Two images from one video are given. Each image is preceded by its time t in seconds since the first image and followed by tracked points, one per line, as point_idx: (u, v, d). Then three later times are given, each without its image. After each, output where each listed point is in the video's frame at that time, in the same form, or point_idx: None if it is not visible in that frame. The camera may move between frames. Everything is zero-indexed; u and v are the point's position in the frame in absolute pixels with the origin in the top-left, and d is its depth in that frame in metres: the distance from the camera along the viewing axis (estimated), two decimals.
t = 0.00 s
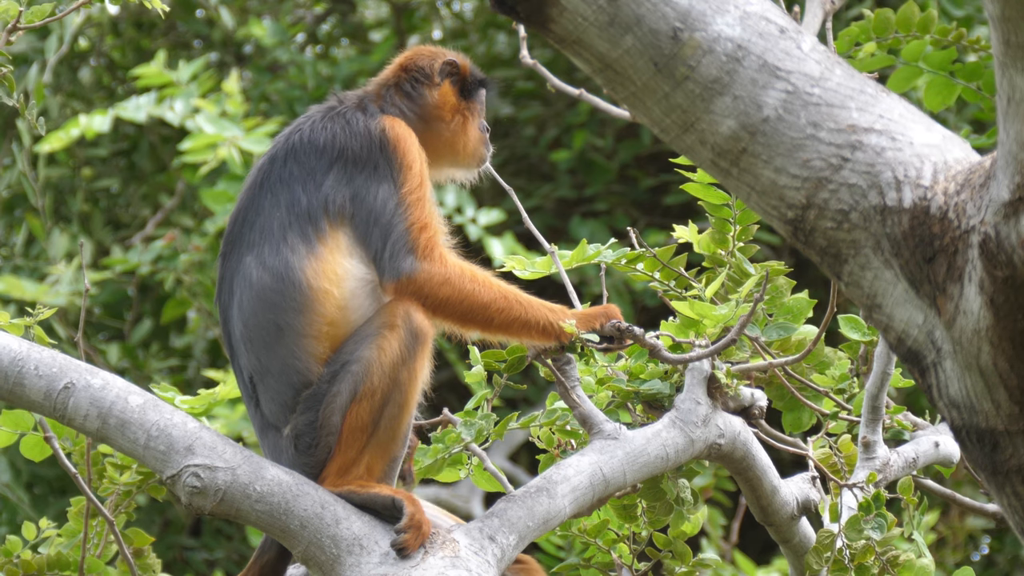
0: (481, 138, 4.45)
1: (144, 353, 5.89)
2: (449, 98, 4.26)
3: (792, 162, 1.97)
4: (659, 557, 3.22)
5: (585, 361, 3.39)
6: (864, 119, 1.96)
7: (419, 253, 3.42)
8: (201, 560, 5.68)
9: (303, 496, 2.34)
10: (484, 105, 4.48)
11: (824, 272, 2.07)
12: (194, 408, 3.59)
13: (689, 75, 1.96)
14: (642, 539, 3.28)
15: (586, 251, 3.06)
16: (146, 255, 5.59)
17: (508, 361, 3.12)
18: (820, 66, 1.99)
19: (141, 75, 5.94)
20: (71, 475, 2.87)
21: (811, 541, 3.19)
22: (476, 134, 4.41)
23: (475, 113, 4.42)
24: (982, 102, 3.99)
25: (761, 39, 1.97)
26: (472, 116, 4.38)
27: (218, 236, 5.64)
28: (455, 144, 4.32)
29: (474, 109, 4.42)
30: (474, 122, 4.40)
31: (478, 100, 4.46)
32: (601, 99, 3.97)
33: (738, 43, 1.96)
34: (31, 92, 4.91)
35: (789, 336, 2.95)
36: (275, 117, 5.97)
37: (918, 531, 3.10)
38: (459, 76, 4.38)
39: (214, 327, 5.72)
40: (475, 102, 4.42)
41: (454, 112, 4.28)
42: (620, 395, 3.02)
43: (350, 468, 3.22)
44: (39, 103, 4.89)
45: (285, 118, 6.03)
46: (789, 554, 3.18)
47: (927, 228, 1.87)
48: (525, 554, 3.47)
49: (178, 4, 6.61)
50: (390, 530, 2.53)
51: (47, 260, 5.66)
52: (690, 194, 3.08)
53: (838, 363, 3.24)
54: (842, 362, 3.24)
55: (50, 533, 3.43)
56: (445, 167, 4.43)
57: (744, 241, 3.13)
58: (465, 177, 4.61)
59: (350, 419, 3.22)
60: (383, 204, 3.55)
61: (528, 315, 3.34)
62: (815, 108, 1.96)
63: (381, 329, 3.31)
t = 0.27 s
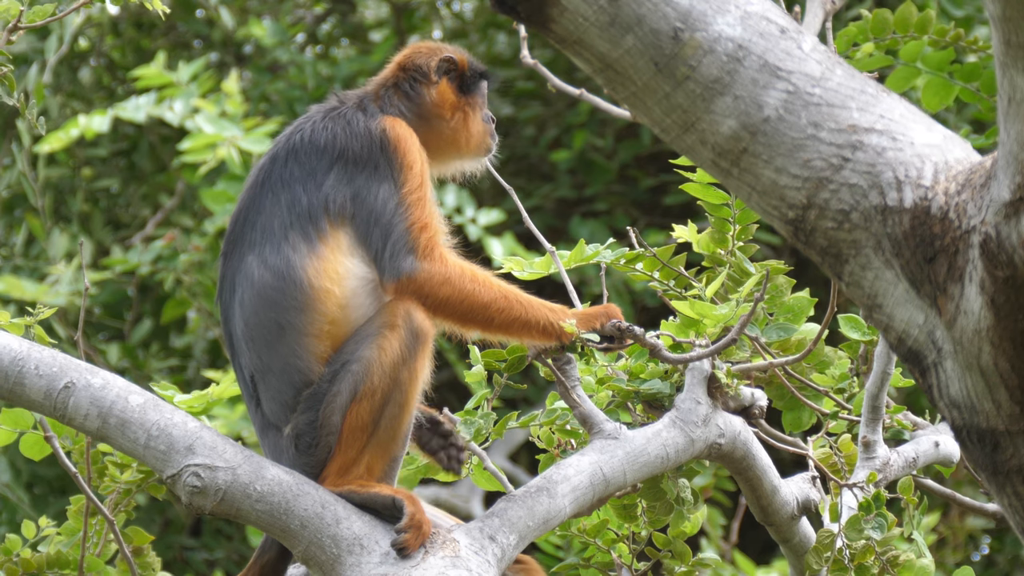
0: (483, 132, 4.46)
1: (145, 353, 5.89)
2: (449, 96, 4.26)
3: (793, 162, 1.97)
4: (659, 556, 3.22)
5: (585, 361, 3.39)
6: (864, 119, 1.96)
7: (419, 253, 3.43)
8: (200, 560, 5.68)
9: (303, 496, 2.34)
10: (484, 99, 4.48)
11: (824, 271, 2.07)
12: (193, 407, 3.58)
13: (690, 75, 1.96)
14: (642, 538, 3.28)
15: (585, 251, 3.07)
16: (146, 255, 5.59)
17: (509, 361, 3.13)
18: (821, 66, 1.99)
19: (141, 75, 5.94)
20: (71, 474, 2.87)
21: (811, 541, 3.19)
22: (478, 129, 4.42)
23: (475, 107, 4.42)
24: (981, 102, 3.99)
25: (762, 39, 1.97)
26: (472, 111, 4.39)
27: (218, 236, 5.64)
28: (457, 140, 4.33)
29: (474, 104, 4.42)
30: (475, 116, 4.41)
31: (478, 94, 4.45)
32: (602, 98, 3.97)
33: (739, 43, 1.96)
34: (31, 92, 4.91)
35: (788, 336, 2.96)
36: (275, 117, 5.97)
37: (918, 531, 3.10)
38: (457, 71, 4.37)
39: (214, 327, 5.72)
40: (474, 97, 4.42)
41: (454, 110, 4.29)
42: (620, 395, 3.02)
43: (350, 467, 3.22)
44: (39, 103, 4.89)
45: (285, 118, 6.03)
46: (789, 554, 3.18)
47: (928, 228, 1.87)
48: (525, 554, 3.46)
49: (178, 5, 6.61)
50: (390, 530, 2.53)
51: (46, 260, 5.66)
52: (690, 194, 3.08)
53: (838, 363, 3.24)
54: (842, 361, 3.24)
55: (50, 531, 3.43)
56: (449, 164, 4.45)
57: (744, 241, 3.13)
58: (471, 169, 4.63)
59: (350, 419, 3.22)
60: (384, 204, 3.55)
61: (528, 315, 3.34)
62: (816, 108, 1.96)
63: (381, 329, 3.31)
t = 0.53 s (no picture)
0: (485, 134, 4.45)
1: (145, 353, 5.89)
2: (452, 97, 4.25)
3: (792, 162, 1.97)
4: (658, 556, 3.22)
5: (585, 361, 3.39)
6: (864, 119, 1.96)
7: (420, 254, 3.43)
8: (200, 560, 5.68)
9: (303, 496, 2.34)
10: (488, 100, 4.47)
11: (824, 271, 2.06)
12: (193, 407, 3.55)
13: (690, 75, 1.96)
14: (641, 538, 3.28)
15: (585, 251, 3.07)
16: (146, 255, 5.59)
17: (508, 361, 3.13)
18: (821, 66, 1.99)
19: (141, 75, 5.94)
20: (70, 474, 2.85)
21: (810, 541, 3.19)
22: (481, 131, 4.41)
23: (478, 110, 4.41)
24: (981, 103, 3.99)
25: (762, 39, 1.97)
26: (475, 113, 4.38)
27: (218, 236, 5.64)
28: (459, 143, 4.32)
29: (477, 106, 4.41)
30: (478, 119, 4.40)
31: (481, 96, 4.45)
32: (601, 98, 3.97)
33: (739, 43, 1.96)
34: (32, 92, 4.91)
35: (788, 336, 2.96)
36: (276, 117, 5.97)
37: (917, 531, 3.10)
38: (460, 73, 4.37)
39: (214, 328, 5.72)
40: (477, 99, 4.42)
41: (457, 112, 4.28)
42: (619, 395, 3.02)
43: (350, 467, 3.22)
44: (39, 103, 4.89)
45: (285, 118, 6.03)
46: (789, 554, 3.18)
47: (928, 228, 1.87)
48: (525, 554, 3.46)
49: (178, 4, 6.61)
50: (389, 530, 2.53)
51: (47, 260, 5.66)
52: (688, 194, 3.07)
53: (837, 363, 3.24)
54: (841, 361, 3.24)
55: (49, 530, 3.43)
56: (452, 166, 4.45)
57: (743, 241, 3.13)
58: (474, 172, 4.62)
59: (350, 419, 3.22)
60: (385, 204, 3.55)
61: (528, 316, 3.34)
62: (816, 108, 1.96)
63: (381, 329, 3.31)
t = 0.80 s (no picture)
0: (487, 138, 4.44)
1: (145, 353, 5.89)
2: (454, 100, 4.25)
3: (792, 162, 1.97)
4: (658, 556, 3.22)
5: (584, 362, 3.39)
6: (863, 119, 1.96)
7: (419, 255, 3.43)
8: (200, 560, 5.68)
9: (302, 496, 2.34)
10: (490, 103, 4.46)
11: (823, 271, 2.06)
12: (192, 407, 3.57)
13: (689, 75, 1.96)
14: (641, 539, 3.28)
15: (584, 252, 3.07)
16: (146, 255, 5.60)
17: (507, 361, 3.14)
18: (820, 66, 1.99)
19: (141, 75, 5.94)
20: (70, 474, 2.85)
21: (810, 541, 3.19)
22: (483, 135, 4.41)
23: (481, 113, 4.41)
24: (980, 104, 3.99)
25: (761, 39, 1.97)
26: (478, 117, 4.38)
27: (218, 236, 5.63)
28: (461, 145, 4.32)
29: (480, 110, 4.41)
30: (481, 122, 4.40)
31: (485, 100, 4.45)
32: (601, 99, 3.97)
33: (738, 43, 1.96)
34: (32, 92, 4.91)
35: (787, 337, 2.96)
36: (276, 117, 5.98)
37: (916, 531, 3.10)
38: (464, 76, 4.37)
39: (214, 328, 5.71)
40: (481, 103, 4.42)
41: (459, 115, 4.28)
42: (618, 395, 3.02)
43: (349, 468, 3.22)
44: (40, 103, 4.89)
45: (285, 117, 6.03)
46: (788, 554, 3.19)
47: (927, 228, 1.87)
48: (524, 555, 3.46)
49: (178, 4, 6.61)
50: (388, 530, 2.53)
51: (47, 260, 5.66)
52: (687, 195, 3.07)
53: (836, 364, 3.24)
54: (841, 361, 3.25)
55: (48, 530, 3.43)
56: (453, 168, 4.44)
57: (742, 242, 3.13)
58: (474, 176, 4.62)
59: (349, 419, 3.22)
60: (385, 205, 3.55)
61: (528, 317, 3.35)
62: (815, 108, 1.96)
63: (381, 329, 3.31)
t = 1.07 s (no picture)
0: (486, 139, 4.45)
1: (144, 353, 5.89)
2: (453, 102, 4.26)
3: (790, 162, 1.97)
4: (657, 557, 3.22)
5: (584, 362, 3.39)
6: (862, 119, 1.96)
7: (417, 256, 3.43)
8: (200, 560, 5.69)
9: (301, 497, 2.34)
10: (488, 106, 4.47)
11: (822, 272, 2.06)
12: (192, 408, 3.58)
13: (688, 75, 1.96)
14: (641, 539, 3.28)
15: (583, 253, 3.07)
16: (146, 255, 5.60)
17: (507, 362, 3.14)
18: (818, 66, 1.99)
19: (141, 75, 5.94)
20: (70, 476, 2.85)
21: (810, 541, 3.19)
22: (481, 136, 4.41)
23: (479, 115, 4.42)
24: (980, 104, 3.99)
25: (759, 39, 1.97)
26: (476, 119, 4.39)
27: (218, 236, 5.63)
28: (459, 146, 4.32)
29: (478, 112, 4.42)
30: (479, 124, 4.40)
31: (482, 102, 4.46)
32: (600, 99, 3.96)
33: (737, 43, 1.96)
34: (31, 92, 4.91)
35: (787, 338, 2.96)
36: (276, 117, 5.98)
37: (916, 531, 3.10)
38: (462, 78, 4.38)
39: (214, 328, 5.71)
40: (479, 105, 4.43)
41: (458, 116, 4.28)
42: (618, 396, 3.02)
43: (349, 468, 3.22)
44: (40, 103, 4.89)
45: (285, 117, 6.03)
46: (788, 554, 3.18)
47: (925, 228, 1.87)
48: (524, 555, 3.46)
49: (178, 5, 6.61)
50: (387, 531, 2.53)
51: (47, 260, 5.66)
52: (687, 195, 3.07)
53: (836, 364, 3.24)
54: (841, 362, 3.25)
55: (48, 532, 3.42)
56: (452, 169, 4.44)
57: (742, 242, 3.13)
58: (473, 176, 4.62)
59: (348, 420, 3.22)
60: (383, 206, 3.55)
61: (526, 317, 3.35)
62: (813, 108, 1.96)
63: (379, 330, 3.31)
